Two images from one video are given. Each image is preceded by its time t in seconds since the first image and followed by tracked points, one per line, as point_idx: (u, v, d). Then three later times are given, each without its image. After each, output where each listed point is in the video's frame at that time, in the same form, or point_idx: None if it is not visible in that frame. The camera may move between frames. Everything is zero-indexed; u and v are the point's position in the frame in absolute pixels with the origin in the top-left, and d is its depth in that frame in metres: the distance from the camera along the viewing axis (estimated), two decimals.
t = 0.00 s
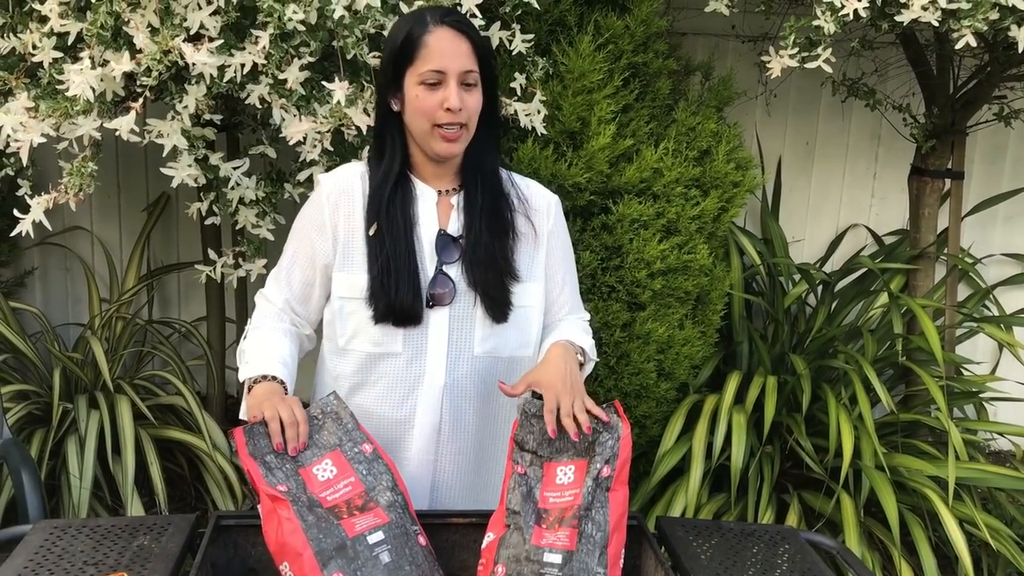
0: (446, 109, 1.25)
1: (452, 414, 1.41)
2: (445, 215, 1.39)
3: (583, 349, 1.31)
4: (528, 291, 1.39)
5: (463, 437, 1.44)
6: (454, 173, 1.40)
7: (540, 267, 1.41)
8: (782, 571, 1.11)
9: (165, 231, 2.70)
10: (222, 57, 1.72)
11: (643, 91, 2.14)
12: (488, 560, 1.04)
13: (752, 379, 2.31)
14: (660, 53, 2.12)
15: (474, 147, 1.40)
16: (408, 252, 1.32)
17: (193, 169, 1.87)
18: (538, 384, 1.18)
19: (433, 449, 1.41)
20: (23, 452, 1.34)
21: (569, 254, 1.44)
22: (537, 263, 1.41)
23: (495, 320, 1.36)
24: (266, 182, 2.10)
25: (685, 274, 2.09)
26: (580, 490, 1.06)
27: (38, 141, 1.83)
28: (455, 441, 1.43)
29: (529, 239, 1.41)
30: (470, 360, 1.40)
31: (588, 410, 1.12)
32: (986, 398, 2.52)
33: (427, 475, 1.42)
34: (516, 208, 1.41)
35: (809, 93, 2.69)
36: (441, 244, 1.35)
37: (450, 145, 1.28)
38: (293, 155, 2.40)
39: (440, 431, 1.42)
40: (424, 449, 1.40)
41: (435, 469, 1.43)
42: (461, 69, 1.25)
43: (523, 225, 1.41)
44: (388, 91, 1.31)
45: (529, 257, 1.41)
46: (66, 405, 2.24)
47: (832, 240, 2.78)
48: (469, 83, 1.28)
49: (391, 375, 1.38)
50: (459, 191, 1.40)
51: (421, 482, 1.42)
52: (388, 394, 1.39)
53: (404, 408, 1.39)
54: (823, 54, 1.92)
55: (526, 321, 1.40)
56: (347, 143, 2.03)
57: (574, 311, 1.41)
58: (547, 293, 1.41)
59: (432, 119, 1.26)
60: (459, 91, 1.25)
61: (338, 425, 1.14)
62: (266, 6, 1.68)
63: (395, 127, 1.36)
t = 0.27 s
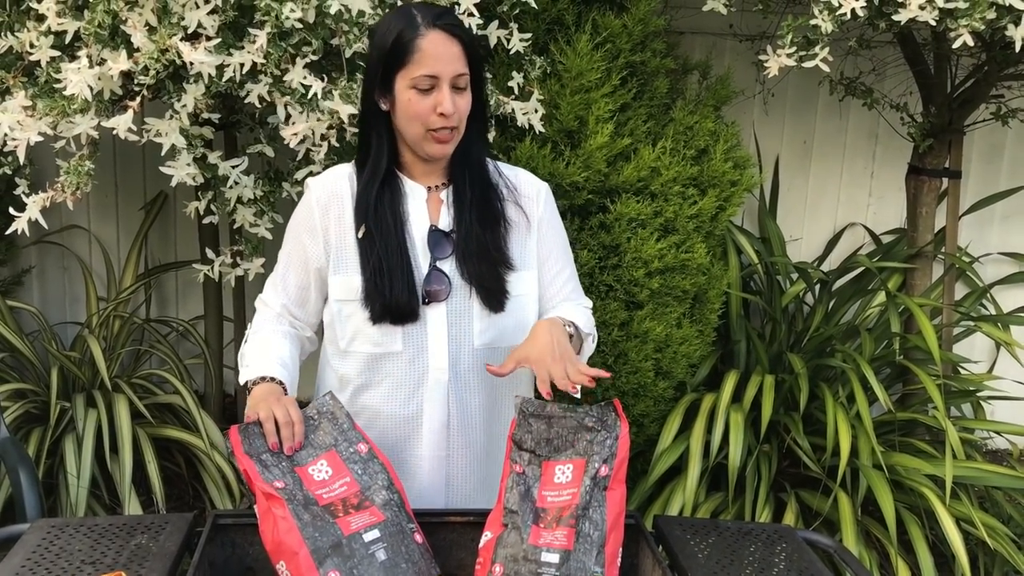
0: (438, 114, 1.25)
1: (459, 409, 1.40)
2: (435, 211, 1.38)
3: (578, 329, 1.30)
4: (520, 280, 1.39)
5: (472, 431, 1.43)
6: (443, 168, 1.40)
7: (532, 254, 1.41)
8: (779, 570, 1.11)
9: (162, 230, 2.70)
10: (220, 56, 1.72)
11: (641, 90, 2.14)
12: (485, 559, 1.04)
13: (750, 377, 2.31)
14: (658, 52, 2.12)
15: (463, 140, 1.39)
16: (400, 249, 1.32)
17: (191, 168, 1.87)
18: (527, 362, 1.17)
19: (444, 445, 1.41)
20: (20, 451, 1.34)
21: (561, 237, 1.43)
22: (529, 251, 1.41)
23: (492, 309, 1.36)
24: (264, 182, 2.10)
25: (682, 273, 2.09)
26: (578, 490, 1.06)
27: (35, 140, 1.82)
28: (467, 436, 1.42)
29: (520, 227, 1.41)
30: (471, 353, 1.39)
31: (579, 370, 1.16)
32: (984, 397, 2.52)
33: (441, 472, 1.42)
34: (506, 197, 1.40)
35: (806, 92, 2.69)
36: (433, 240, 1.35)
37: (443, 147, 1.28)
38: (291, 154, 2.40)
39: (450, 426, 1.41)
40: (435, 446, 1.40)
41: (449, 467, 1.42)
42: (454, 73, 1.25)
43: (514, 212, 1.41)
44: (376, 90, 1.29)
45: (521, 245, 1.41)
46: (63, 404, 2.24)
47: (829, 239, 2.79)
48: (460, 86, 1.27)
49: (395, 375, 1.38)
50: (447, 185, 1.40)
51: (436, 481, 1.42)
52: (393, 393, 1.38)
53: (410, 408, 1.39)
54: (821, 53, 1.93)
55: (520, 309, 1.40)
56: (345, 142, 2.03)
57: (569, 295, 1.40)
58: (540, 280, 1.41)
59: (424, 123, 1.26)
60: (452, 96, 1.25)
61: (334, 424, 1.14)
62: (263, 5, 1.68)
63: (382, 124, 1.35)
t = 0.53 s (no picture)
0: (430, 105, 1.24)
1: (451, 413, 1.41)
2: (435, 213, 1.38)
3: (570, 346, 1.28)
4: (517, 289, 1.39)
5: (465, 434, 1.43)
6: (445, 169, 1.39)
7: (530, 264, 1.40)
8: (776, 568, 1.12)
9: (159, 228, 2.70)
10: (217, 54, 1.72)
11: (638, 89, 2.14)
12: (483, 558, 1.04)
13: (747, 376, 2.31)
14: (655, 51, 2.13)
15: (465, 142, 1.39)
16: (398, 248, 1.31)
17: (189, 167, 1.87)
18: (511, 385, 1.13)
19: (435, 446, 1.41)
20: (17, 450, 1.34)
21: (563, 248, 1.41)
22: (526, 260, 1.40)
23: (487, 317, 1.36)
24: (261, 180, 2.10)
25: (680, 272, 2.10)
26: (575, 488, 1.06)
27: (32, 139, 1.82)
28: (458, 438, 1.42)
29: (519, 238, 1.40)
30: (466, 357, 1.39)
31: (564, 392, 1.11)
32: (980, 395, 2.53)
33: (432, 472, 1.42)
34: (507, 205, 1.39)
35: (804, 91, 2.69)
36: (432, 243, 1.35)
37: (437, 141, 1.28)
38: (288, 152, 2.39)
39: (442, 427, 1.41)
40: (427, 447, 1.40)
41: (440, 468, 1.43)
42: (447, 65, 1.24)
43: (514, 223, 1.40)
44: (375, 84, 1.31)
45: (520, 254, 1.40)
46: (61, 403, 2.24)
47: (826, 237, 2.79)
48: (455, 78, 1.26)
49: (389, 375, 1.38)
50: (449, 188, 1.39)
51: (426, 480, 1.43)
52: (386, 394, 1.39)
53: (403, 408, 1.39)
54: (818, 52, 1.93)
55: (518, 315, 1.40)
56: (342, 140, 2.02)
57: (566, 304, 1.39)
58: (539, 289, 1.40)
59: (417, 115, 1.25)
60: (444, 87, 1.24)
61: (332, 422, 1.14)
62: (261, 3, 1.68)
63: (383, 121, 1.35)
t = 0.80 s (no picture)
0: (432, 103, 1.24)
1: (445, 416, 1.41)
2: (438, 214, 1.38)
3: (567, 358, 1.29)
4: (517, 294, 1.39)
5: (457, 437, 1.43)
6: (449, 171, 1.39)
7: (531, 270, 1.40)
8: (773, 567, 1.12)
9: (158, 228, 2.70)
10: (216, 55, 1.72)
11: (636, 89, 2.14)
12: (482, 557, 1.04)
13: (745, 375, 2.31)
14: (653, 51, 2.13)
15: (469, 145, 1.39)
16: (400, 248, 1.31)
17: (187, 167, 1.87)
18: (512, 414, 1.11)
19: (428, 447, 1.42)
20: (16, 450, 1.34)
21: (564, 256, 1.42)
22: (528, 267, 1.40)
23: (486, 321, 1.36)
24: (260, 180, 2.10)
25: (678, 271, 2.10)
26: (573, 487, 1.07)
27: (30, 139, 1.82)
28: (450, 440, 1.43)
29: (521, 244, 1.40)
30: (463, 361, 1.39)
31: (568, 419, 1.10)
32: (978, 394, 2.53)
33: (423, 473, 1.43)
34: (509, 211, 1.39)
35: (802, 90, 2.70)
36: (433, 244, 1.35)
37: (439, 140, 1.27)
38: (287, 152, 2.40)
39: (436, 429, 1.41)
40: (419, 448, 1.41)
41: (431, 468, 1.44)
42: (451, 64, 1.24)
43: (517, 228, 1.40)
44: (382, 82, 1.32)
45: (522, 261, 1.40)
46: (60, 403, 2.24)
47: (825, 237, 2.79)
48: (459, 77, 1.26)
49: (385, 376, 1.38)
50: (453, 191, 1.39)
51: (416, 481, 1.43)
52: (381, 394, 1.39)
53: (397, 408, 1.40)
54: (816, 52, 1.93)
55: (518, 320, 1.40)
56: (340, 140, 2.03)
57: (565, 311, 1.39)
58: (539, 295, 1.40)
59: (419, 113, 1.25)
60: (447, 86, 1.24)
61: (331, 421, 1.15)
62: (259, 3, 1.68)
63: (389, 121, 1.36)
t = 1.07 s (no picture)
0: (437, 103, 1.24)
1: (451, 417, 1.41)
2: (443, 215, 1.38)
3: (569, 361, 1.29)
4: (521, 295, 1.39)
5: (463, 438, 1.44)
6: (454, 172, 1.39)
7: (537, 272, 1.40)
8: (773, 566, 1.12)
9: (159, 228, 2.70)
10: (216, 55, 1.72)
11: (636, 89, 2.14)
12: (482, 556, 1.05)
13: (745, 375, 2.31)
14: (653, 51, 2.13)
15: (475, 146, 1.39)
16: (405, 248, 1.32)
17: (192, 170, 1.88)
18: (511, 415, 1.13)
19: (434, 449, 1.42)
20: (17, 449, 1.34)
21: (568, 257, 1.42)
22: (533, 269, 1.40)
23: (491, 322, 1.36)
24: (261, 181, 2.10)
25: (678, 271, 2.10)
26: (572, 487, 1.07)
27: (31, 139, 1.82)
28: (454, 441, 1.43)
29: (527, 245, 1.40)
30: (468, 362, 1.39)
31: (568, 420, 1.11)
32: (978, 394, 2.53)
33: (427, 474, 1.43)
34: (514, 212, 1.39)
35: (801, 91, 2.70)
36: (438, 245, 1.35)
37: (442, 140, 1.27)
38: (287, 152, 2.40)
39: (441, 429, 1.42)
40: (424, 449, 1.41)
41: (437, 470, 1.44)
42: (456, 64, 1.25)
43: (522, 230, 1.40)
44: (388, 83, 1.32)
45: (527, 262, 1.40)
46: (60, 403, 2.25)
47: (825, 237, 2.79)
48: (465, 77, 1.27)
49: (391, 376, 1.38)
50: (458, 191, 1.39)
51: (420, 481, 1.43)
52: (385, 394, 1.39)
53: (401, 409, 1.40)
54: (815, 52, 1.93)
55: (522, 320, 1.40)
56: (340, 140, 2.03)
57: (568, 312, 1.40)
58: (543, 296, 1.41)
59: (424, 113, 1.25)
60: (453, 86, 1.25)
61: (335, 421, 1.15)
62: (259, 4, 1.68)
63: (395, 121, 1.36)
